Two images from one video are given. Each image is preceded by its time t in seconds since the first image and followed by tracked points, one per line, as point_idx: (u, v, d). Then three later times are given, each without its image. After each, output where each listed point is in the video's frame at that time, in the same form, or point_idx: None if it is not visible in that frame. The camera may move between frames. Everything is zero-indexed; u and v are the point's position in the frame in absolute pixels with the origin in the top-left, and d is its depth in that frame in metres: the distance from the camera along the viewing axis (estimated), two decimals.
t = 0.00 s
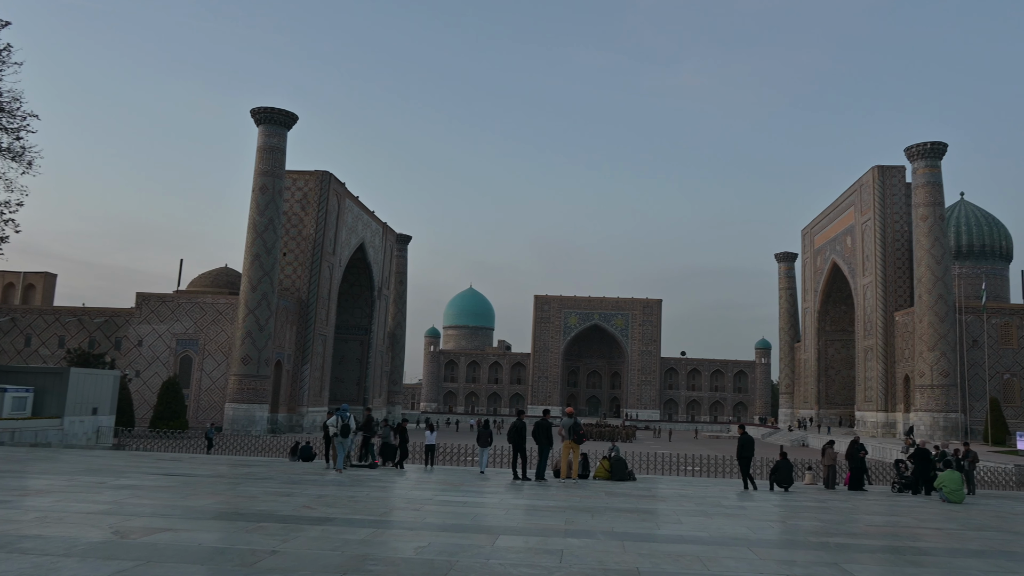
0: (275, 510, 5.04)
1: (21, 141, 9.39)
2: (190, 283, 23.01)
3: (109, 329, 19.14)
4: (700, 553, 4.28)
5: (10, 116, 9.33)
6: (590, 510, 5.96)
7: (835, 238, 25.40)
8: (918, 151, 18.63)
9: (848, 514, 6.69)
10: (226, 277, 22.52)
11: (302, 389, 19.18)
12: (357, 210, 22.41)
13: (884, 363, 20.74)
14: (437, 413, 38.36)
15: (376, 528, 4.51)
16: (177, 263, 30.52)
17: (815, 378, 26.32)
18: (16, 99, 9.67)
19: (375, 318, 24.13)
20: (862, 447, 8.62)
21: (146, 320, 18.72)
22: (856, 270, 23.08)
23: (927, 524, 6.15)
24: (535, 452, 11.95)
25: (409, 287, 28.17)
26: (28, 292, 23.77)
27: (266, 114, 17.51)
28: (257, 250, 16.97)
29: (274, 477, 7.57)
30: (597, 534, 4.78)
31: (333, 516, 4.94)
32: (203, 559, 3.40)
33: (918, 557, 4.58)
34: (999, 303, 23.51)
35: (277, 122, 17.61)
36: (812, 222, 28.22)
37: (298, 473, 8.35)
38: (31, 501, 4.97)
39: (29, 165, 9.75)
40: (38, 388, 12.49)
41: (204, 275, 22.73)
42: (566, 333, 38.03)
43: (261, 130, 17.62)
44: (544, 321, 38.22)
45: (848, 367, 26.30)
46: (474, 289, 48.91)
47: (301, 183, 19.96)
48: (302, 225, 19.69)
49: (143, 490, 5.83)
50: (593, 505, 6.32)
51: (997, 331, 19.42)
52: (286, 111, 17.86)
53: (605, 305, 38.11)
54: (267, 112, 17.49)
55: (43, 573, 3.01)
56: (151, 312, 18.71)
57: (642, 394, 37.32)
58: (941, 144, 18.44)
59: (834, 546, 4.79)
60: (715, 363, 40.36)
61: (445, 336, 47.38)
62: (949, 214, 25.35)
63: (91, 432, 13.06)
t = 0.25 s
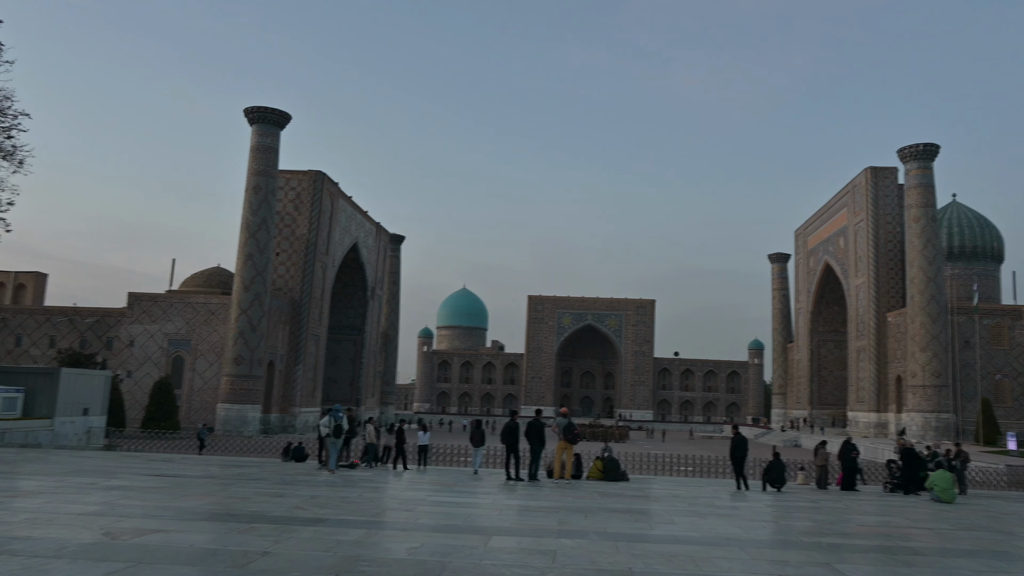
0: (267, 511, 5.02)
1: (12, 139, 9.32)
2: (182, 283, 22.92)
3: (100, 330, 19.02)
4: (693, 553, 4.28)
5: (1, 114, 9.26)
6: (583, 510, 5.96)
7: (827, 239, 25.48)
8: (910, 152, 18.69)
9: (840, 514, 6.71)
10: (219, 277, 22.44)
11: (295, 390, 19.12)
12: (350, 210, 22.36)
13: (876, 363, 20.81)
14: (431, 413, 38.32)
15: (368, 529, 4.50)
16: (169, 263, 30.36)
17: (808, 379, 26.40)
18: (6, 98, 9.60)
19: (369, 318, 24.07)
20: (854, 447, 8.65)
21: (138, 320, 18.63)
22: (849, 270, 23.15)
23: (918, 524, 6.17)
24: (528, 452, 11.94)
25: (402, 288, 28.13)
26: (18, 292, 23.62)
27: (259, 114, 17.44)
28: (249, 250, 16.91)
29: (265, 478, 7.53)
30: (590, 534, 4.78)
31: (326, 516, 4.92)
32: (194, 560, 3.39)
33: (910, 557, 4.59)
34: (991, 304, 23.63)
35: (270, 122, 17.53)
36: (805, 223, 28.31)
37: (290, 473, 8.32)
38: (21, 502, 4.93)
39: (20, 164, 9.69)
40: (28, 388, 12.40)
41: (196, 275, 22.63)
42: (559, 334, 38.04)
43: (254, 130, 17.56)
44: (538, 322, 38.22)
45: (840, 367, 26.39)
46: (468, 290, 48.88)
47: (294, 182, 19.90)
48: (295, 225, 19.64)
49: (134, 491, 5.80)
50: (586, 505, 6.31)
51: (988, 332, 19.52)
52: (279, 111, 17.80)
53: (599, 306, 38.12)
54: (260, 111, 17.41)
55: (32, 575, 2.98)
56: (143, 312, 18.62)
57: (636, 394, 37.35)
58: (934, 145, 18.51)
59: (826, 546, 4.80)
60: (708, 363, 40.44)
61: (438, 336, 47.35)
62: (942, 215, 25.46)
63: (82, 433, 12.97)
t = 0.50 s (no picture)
0: (246, 513, 4.95)
1: None
2: (160, 282, 22.65)
3: (76, 330, 18.73)
4: (675, 553, 4.28)
5: None
6: (566, 511, 5.94)
7: (808, 240, 25.70)
8: (889, 155, 18.90)
9: (820, 513, 6.74)
10: (198, 277, 22.20)
11: (275, 390, 18.96)
12: (331, 209, 22.20)
13: (855, 363, 21.01)
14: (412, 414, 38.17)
15: (348, 530, 4.45)
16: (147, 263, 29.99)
17: (789, 379, 26.60)
18: None
19: (350, 318, 23.92)
20: (834, 447, 8.71)
21: (114, 320, 18.37)
22: (829, 271, 23.37)
23: (897, 523, 6.22)
24: (511, 453, 11.91)
25: (384, 287, 27.99)
26: None
27: (239, 112, 17.27)
28: (229, 250, 16.73)
29: (245, 479, 7.44)
30: (572, 535, 4.76)
31: (305, 517, 4.86)
32: (171, 563, 3.33)
33: (889, 555, 4.61)
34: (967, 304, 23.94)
35: (250, 120, 17.37)
36: (785, 224, 28.55)
37: (270, 475, 8.23)
38: None
39: None
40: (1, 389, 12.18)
41: (175, 274, 22.37)
42: (541, 334, 38.06)
43: (234, 128, 17.38)
44: (520, 322, 38.22)
45: (820, 367, 26.62)
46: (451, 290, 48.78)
47: (275, 181, 19.73)
48: (276, 224, 19.47)
49: (110, 493, 5.70)
50: (569, 506, 6.29)
51: (965, 332, 19.78)
52: (260, 109, 17.63)
53: (581, 306, 38.18)
54: (240, 109, 17.23)
55: None
56: (120, 312, 18.37)
57: (618, 394, 37.44)
58: (912, 147, 18.72)
59: (807, 545, 4.81)
60: (690, 363, 40.63)
61: (420, 336, 47.20)
62: (920, 216, 25.76)
63: (57, 434, 12.76)
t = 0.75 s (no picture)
0: (239, 515, 4.93)
1: None
2: (153, 283, 22.57)
3: (68, 331, 18.62)
4: (669, 554, 4.28)
5: None
6: (560, 512, 5.94)
7: (801, 241, 25.78)
8: (882, 156, 18.97)
9: (814, 514, 6.76)
10: (191, 278, 22.14)
11: (269, 392, 18.91)
12: (325, 210, 22.17)
13: (849, 365, 21.07)
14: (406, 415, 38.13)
15: (342, 532, 4.44)
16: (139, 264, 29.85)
17: (783, 380, 26.67)
18: None
19: (344, 319, 23.87)
20: (828, 448, 8.74)
21: (107, 321, 18.30)
22: (822, 273, 23.44)
23: (891, 524, 6.24)
24: (505, 454, 11.91)
25: (378, 289, 27.95)
26: None
27: (232, 113, 17.23)
28: (223, 251, 16.68)
29: (238, 481, 7.41)
30: (567, 536, 4.76)
31: (299, 520, 4.85)
32: (165, 566, 3.30)
33: (882, 556, 4.62)
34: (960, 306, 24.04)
35: (243, 121, 17.33)
36: (779, 226, 28.63)
37: (264, 476, 8.21)
38: None
39: None
40: None
41: (168, 275, 22.30)
42: (536, 335, 38.07)
43: (227, 129, 17.34)
44: (514, 323, 38.22)
45: (814, 369, 26.70)
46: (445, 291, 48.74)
47: (269, 182, 19.70)
48: (269, 225, 19.42)
49: (103, 495, 5.67)
50: (563, 507, 6.29)
51: (958, 333, 19.85)
52: (253, 110, 17.59)
53: (575, 307, 38.21)
54: (233, 110, 17.19)
55: None
56: (113, 313, 18.30)
57: (612, 395, 37.47)
58: (905, 149, 18.80)
59: (800, 546, 4.83)
60: (684, 364, 40.70)
61: (414, 337, 47.14)
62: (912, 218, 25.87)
63: (49, 437, 12.67)
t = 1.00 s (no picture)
0: (235, 516, 4.92)
1: None
2: (148, 283, 22.51)
3: (62, 331, 18.56)
4: (666, 555, 4.28)
5: None
6: (556, 512, 5.93)
7: (798, 242, 25.83)
8: (878, 157, 19.01)
9: (810, 514, 6.77)
10: (187, 278, 22.08)
11: (264, 392, 18.86)
12: (321, 210, 22.14)
13: (845, 365, 21.11)
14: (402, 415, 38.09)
15: (339, 533, 4.43)
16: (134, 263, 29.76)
17: (779, 380, 26.70)
18: None
19: (340, 319, 23.85)
20: (824, 448, 8.74)
21: (102, 321, 18.25)
22: (818, 273, 23.48)
23: (887, 524, 6.25)
24: (501, 455, 11.90)
25: (374, 289, 27.91)
26: None
27: (228, 113, 17.20)
28: (218, 251, 16.65)
29: (234, 482, 7.39)
30: (563, 537, 4.75)
31: (295, 520, 4.84)
32: (161, 566, 3.29)
33: (878, 556, 4.63)
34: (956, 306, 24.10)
35: (239, 121, 17.30)
36: (775, 226, 28.67)
37: (260, 477, 8.18)
38: None
39: None
40: None
41: (163, 275, 22.24)
42: (532, 335, 38.06)
43: (222, 129, 17.30)
44: (511, 323, 38.22)
45: (810, 369, 26.74)
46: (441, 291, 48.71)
47: (264, 182, 19.67)
48: (265, 225, 19.39)
49: (98, 496, 5.65)
50: (559, 507, 6.29)
51: (954, 333, 19.90)
52: (249, 109, 17.56)
53: (572, 308, 38.22)
54: (229, 110, 17.16)
55: None
56: (108, 313, 18.25)
57: (609, 396, 37.47)
58: (901, 150, 18.85)
59: (797, 546, 4.83)
60: (680, 365, 40.73)
61: (411, 337, 47.09)
62: (908, 219, 25.93)
63: (44, 437, 12.63)
